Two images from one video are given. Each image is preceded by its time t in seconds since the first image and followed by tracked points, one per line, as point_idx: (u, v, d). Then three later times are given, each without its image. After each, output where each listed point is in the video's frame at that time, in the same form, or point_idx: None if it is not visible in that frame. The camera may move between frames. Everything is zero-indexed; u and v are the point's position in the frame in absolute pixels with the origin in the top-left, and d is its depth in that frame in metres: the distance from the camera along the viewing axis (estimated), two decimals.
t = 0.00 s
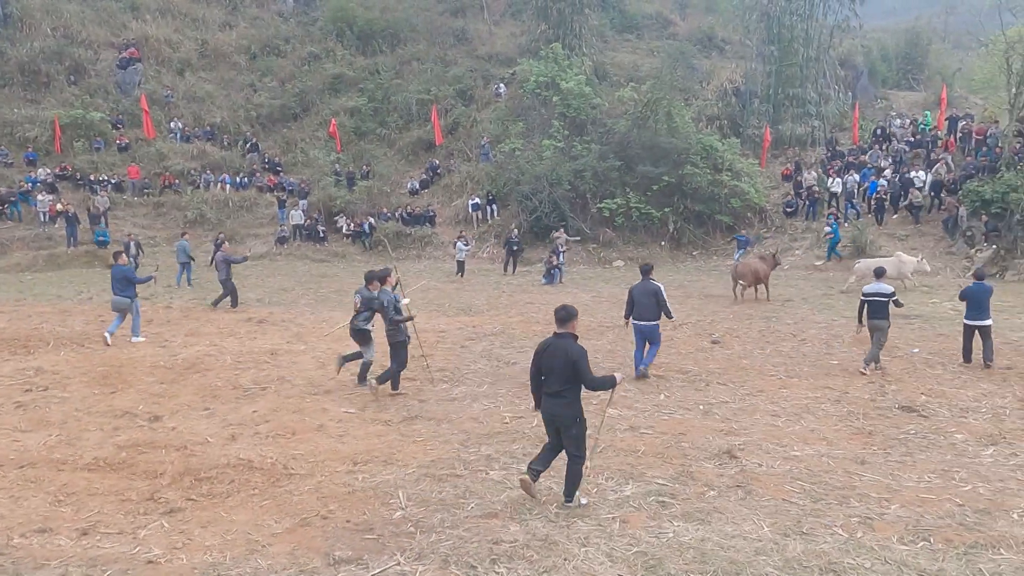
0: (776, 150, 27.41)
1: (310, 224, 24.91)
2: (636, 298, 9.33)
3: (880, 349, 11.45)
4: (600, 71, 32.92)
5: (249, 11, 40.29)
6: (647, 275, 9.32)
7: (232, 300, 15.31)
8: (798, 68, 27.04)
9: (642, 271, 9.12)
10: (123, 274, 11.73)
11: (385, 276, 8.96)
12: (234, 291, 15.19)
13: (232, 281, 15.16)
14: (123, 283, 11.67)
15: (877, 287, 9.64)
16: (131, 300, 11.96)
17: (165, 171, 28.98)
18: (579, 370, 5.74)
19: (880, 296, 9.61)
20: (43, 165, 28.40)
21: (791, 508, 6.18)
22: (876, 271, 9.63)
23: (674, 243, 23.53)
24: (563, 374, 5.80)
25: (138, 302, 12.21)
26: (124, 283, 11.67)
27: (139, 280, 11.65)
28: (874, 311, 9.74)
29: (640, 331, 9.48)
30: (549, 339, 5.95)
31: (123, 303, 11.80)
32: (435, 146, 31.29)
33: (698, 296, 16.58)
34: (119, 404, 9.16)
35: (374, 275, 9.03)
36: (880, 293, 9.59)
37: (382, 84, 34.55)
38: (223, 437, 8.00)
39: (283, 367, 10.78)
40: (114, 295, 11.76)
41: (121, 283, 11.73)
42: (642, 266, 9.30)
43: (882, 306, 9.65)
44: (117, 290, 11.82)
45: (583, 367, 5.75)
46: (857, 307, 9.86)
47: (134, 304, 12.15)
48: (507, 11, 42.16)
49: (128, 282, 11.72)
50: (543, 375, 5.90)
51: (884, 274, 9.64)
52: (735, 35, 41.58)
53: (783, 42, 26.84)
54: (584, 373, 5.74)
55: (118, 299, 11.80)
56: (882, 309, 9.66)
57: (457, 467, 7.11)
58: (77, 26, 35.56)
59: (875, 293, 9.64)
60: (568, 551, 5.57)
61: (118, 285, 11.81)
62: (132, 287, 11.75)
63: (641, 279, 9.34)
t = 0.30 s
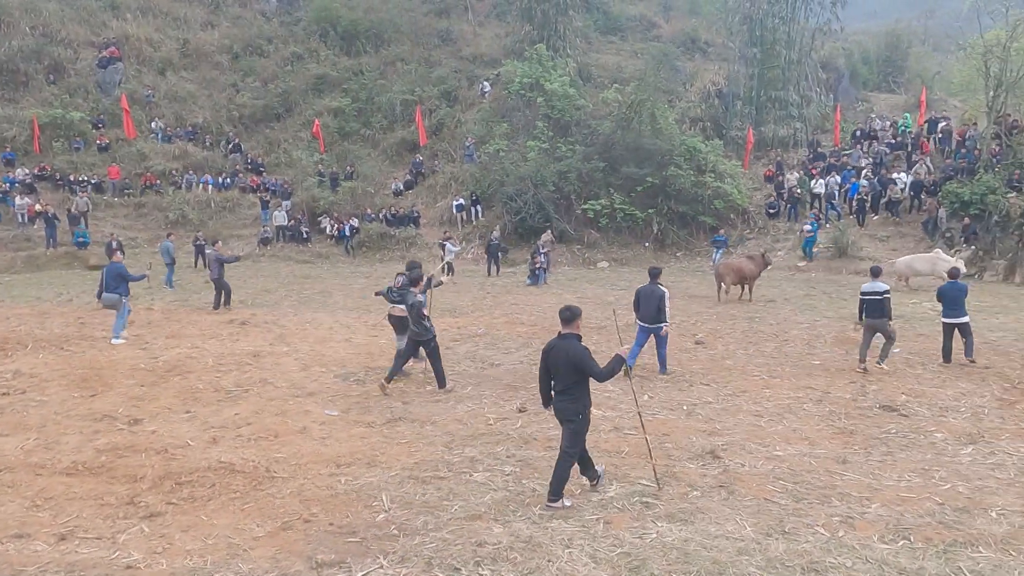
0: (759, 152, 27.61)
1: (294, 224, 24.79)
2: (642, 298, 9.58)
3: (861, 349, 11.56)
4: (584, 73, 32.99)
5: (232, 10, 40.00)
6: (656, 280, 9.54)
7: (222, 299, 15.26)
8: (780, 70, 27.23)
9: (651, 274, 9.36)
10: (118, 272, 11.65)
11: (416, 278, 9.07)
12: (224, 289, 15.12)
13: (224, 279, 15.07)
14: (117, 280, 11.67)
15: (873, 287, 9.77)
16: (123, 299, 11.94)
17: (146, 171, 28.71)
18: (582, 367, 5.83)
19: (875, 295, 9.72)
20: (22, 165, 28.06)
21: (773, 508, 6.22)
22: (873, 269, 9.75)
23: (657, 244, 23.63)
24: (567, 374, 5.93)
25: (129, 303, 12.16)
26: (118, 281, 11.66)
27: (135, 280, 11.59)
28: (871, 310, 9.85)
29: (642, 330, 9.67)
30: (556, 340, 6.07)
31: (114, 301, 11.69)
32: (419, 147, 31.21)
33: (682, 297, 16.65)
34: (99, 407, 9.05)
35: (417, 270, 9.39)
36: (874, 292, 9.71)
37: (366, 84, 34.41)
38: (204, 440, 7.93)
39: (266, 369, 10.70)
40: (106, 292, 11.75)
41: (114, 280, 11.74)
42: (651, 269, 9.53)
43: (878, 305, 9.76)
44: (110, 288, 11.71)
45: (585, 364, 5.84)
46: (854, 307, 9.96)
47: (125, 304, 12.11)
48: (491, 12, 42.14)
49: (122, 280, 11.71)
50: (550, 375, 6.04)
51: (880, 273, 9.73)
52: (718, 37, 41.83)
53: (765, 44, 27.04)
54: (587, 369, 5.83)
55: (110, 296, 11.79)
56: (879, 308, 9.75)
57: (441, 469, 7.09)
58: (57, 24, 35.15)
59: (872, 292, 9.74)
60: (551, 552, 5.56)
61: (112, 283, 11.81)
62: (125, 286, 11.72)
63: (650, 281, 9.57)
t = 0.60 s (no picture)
0: (742, 152, 27.79)
1: (277, 225, 24.66)
2: (650, 294, 9.60)
3: (842, 348, 11.66)
4: (568, 73, 33.04)
5: (214, 9, 39.65)
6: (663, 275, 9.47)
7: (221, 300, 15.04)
8: (762, 72, 27.40)
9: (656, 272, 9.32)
10: (112, 272, 11.78)
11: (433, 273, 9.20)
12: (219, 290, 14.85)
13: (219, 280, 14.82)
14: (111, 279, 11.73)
15: (877, 288, 9.84)
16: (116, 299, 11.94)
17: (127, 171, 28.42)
18: (590, 365, 5.98)
19: (879, 297, 9.80)
20: None
21: (756, 507, 6.25)
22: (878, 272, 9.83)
23: (642, 244, 23.72)
24: (576, 372, 6.09)
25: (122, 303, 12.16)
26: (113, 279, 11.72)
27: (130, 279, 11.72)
28: (873, 312, 9.94)
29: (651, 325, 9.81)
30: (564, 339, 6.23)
31: (109, 300, 11.76)
32: (403, 147, 31.12)
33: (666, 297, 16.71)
34: (79, 409, 8.95)
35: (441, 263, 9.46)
36: (878, 294, 9.78)
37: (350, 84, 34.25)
38: (185, 442, 7.84)
39: (248, 370, 10.62)
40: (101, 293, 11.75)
41: (108, 280, 11.77)
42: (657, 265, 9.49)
43: (880, 307, 9.85)
44: (103, 288, 11.77)
45: (592, 361, 5.99)
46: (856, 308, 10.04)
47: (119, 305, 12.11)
48: (475, 12, 42.08)
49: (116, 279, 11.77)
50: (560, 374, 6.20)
51: (884, 276, 9.84)
52: (701, 38, 42.06)
53: (747, 46, 27.19)
54: (594, 367, 5.98)
55: (104, 296, 11.79)
56: (882, 310, 9.84)
57: (424, 470, 7.06)
58: (35, 22, 34.70)
59: (874, 293, 9.82)
60: (535, 553, 5.56)
61: (105, 284, 11.82)
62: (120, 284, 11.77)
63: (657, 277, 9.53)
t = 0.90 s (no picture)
0: (725, 152, 27.98)
1: (260, 224, 24.51)
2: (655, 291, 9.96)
3: (824, 346, 11.76)
4: (553, 73, 33.08)
5: (195, 6, 39.27)
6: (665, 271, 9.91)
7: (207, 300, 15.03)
8: (745, 72, 27.57)
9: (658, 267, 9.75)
10: (104, 270, 11.83)
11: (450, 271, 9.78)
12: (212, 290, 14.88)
13: (211, 280, 14.81)
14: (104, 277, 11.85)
15: (879, 287, 9.97)
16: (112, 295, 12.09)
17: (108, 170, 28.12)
18: (602, 360, 6.24)
19: (881, 296, 9.94)
20: None
21: (739, 504, 6.29)
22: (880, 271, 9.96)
23: (626, 244, 23.82)
24: (587, 364, 6.33)
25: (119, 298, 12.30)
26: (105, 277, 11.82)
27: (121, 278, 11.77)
28: (875, 311, 10.07)
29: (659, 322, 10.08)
30: (574, 332, 6.45)
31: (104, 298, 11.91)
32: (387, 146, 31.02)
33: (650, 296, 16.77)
34: (58, 411, 8.84)
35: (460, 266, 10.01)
36: (881, 293, 9.91)
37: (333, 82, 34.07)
38: (167, 443, 7.77)
39: (231, 370, 10.53)
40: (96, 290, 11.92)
41: (103, 277, 11.89)
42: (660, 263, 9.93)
43: (883, 306, 9.98)
44: (98, 285, 11.92)
45: (603, 356, 6.25)
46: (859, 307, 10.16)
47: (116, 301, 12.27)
48: (460, 11, 41.99)
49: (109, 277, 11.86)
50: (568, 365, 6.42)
51: (886, 276, 9.97)
52: (684, 38, 42.28)
53: (731, 46, 27.32)
54: (605, 362, 6.23)
55: (99, 294, 11.95)
56: (883, 308, 9.99)
57: (409, 470, 7.04)
58: (13, 18, 34.21)
59: (878, 292, 9.94)
60: (520, 552, 5.55)
61: (99, 281, 11.95)
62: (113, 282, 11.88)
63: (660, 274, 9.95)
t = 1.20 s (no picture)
0: (710, 152, 28.12)
1: (245, 223, 24.38)
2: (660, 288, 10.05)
3: (808, 344, 11.85)
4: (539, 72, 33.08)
5: (178, 4, 38.93)
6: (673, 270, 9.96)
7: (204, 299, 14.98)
8: (730, 72, 27.69)
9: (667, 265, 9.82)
10: (104, 270, 11.71)
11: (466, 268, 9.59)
12: (208, 289, 14.79)
13: (207, 279, 14.73)
14: (104, 278, 11.74)
15: (886, 284, 10.23)
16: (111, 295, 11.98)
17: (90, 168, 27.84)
18: (616, 356, 6.42)
19: (888, 292, 10.21)
20: None
21: (724, 502, 6.31)
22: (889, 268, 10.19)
23: (612, 243, 23.90)
24: (601, 359, 6.52)
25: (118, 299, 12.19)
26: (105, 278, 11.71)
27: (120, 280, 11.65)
28: (881, 306, 10.34)
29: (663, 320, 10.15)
30: (590, 327, 6.62)
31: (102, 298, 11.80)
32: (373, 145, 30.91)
33: (635, 295, 16.83)
34: (38, 412, 8.73)
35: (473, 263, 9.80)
36: (888, 289, 10.19)
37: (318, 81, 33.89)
38: (149, 444, 7.69)
39: (215, 370, 10.45)
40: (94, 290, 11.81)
41: (102, 277, 11.79)
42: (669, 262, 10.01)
43: (888, 302, 10.25)
44: (97, 284, 11.81)
45: (617, 352, 6.44)
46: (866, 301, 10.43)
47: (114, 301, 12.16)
48: (446, 10, 41.89)
49: (108, 278, 11.74)
50: (584, 359, 6.62)
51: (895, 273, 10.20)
52: (670, 38, 42.45)
53: (716, 46, 27.41)
54: (619, 358, 6.42)
55: (98, 293, 11.84)
56: (888, 304, 10.27)
57: (394, 470, 7.01)
58: None
59: (885, 289, 10.20)
60: (506, 551, 5.54)
61: (99, 280, 11.84)
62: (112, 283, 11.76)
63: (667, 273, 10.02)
